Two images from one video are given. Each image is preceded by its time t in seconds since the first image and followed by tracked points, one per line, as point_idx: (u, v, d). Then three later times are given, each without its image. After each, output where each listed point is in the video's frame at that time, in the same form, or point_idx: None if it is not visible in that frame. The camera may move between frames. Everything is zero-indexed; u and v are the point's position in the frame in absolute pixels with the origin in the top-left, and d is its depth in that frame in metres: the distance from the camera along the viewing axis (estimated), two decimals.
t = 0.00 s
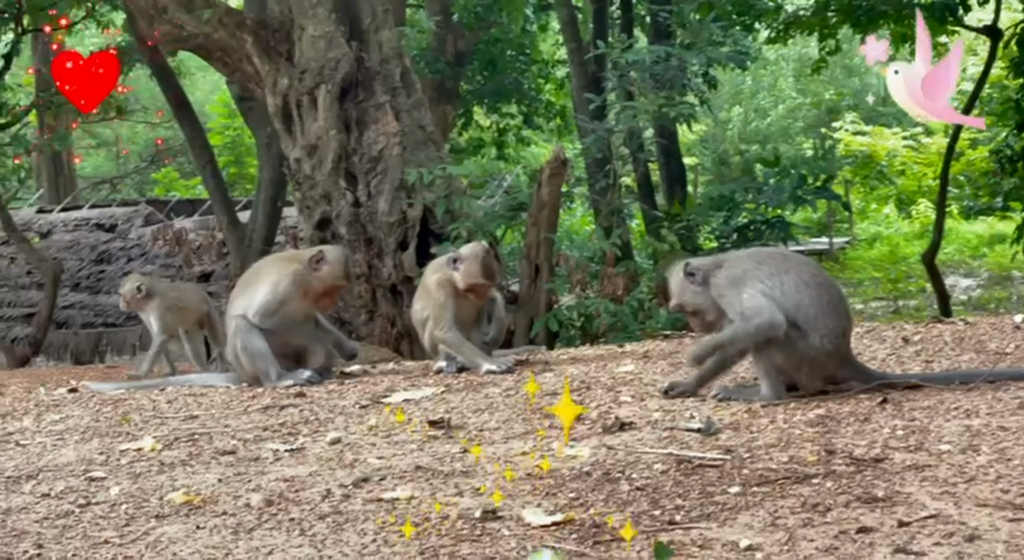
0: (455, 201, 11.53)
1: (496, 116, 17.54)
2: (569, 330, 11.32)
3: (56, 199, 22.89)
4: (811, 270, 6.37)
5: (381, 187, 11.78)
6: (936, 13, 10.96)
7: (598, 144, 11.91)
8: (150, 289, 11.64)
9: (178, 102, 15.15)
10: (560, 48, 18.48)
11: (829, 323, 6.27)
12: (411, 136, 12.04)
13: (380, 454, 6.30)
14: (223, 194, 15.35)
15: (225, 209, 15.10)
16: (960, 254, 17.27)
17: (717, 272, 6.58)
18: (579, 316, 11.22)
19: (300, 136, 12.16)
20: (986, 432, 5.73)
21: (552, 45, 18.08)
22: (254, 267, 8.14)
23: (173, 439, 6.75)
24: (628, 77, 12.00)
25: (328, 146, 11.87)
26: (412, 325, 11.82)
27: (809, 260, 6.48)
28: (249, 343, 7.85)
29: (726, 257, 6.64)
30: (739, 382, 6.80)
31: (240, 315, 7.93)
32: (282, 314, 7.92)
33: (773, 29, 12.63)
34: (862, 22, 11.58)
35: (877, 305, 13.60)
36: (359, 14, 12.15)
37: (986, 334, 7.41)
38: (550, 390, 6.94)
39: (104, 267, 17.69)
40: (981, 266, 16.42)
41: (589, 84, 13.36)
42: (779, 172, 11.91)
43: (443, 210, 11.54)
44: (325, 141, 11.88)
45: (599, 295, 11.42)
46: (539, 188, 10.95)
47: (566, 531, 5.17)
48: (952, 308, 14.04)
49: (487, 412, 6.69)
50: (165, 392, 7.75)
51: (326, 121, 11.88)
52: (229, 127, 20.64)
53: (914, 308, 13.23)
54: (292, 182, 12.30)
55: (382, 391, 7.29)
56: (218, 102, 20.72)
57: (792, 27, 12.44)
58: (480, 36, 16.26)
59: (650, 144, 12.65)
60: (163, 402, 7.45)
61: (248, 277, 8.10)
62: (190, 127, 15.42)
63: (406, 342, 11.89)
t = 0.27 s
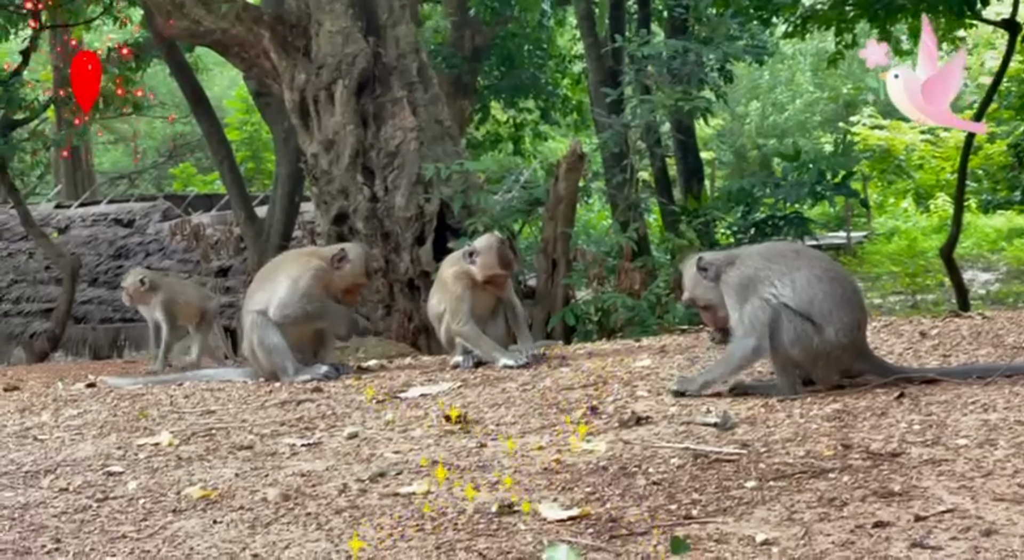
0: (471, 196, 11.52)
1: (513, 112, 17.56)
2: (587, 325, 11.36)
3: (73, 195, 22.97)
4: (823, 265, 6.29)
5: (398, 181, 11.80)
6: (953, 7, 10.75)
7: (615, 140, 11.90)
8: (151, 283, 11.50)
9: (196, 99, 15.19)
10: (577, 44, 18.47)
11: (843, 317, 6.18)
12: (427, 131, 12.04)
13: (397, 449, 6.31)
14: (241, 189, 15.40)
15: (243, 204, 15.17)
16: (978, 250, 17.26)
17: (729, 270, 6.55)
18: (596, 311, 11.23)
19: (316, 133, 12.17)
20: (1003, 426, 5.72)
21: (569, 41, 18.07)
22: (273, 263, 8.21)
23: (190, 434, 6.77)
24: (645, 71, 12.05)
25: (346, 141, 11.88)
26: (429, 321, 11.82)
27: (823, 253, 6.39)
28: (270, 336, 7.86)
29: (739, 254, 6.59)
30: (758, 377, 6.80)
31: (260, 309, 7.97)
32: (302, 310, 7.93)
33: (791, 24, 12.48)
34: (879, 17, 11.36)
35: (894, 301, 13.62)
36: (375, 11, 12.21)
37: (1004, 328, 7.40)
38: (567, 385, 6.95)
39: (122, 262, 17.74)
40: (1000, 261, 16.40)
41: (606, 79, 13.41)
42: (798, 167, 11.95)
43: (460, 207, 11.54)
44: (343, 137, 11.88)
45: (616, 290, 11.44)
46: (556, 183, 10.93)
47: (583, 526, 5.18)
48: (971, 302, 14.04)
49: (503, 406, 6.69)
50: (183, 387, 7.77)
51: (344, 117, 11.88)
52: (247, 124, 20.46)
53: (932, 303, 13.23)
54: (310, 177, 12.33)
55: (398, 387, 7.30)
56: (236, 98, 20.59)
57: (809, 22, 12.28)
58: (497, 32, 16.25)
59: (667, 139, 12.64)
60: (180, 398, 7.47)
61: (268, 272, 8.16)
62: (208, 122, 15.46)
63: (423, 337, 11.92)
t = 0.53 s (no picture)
0: (483, 189, 11.48)
1: (524, 106, 17.55)
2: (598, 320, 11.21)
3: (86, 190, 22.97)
4: (834, 259, 6.23)
5: (410, 177, 11.72)
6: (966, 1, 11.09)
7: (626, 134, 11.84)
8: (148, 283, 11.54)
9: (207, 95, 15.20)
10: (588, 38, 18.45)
11: (856, 311, 6.11)
12: (438, 126, 11.93)
13: (408, 444, 6.32)
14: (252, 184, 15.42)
15: (253, 200, 15.19)
16: (989, 244, 17.25)
17: (740, 265, 6.51)
18: (607, 305, 11.11)
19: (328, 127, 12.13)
20: (1015, 421, 5.71)
21: (580, 35, 18.06)
22: (285, 259, 8.22)
23: (202, 429, 6.78)
24: (657, 65, 11.94)
25: (356, 136, 11.82)
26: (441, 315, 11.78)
27: (834, 248, 6.33)
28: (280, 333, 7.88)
29: (749, 249, 6.55)
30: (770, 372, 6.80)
31: (272, 305, 7.98)
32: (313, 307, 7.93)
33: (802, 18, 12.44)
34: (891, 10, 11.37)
35: (905, 295, 13.64)
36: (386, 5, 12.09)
37: (1016, 323, 7.39)
38: (577, 380, 6.95)
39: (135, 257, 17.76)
40: (1012, 255, 16.39)
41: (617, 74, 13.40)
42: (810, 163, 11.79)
43: (471, 201, 11.51)
44: (354, 132, 11.82)
45: (627, 284, 11.41)
46: (567, 177, 10.87)
47: (594, 521, 5.18)
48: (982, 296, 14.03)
49: (514, 402, 6.70)
50: (193, 382, 7.78)
51: (355, 112, 11.84)
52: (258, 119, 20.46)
53: (943, 296, 13.23)
54: (321, 171, 12.31)
55: (409, 382, 7.30)
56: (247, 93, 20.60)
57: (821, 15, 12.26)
58: (508, 26, 16.21)
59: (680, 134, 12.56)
60: (191, 393, 7.48)
61: (280, 267, 8.17)
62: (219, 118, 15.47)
63: (434, 331, 11.85)
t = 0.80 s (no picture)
0: (488, 184, 11.50)
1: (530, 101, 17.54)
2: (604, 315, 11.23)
3: (92, 184, 23.00)
4: (839, 254, 6.23)
5: (415, 171, 11.71)
6: None
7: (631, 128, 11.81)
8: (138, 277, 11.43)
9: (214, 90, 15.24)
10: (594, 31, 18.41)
11: (861, 305, 6.13)
12: (444, 121, 11.91)
13: (414, 438, 6.32)
14: (258, 179, 15.45)
15: (259, 194, 15.21)
16: (995, 239, 17.24)
17: (744, 259, 6.51)
18: (613, 300, 11.12)
19: (333, 121, 12.09)
20: (1021, 415, 5.72)
21: (586, 29, 18.03)
22: (293, 254, 8.23)
23: (208, 423, 6.79)
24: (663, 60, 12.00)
25: (362, 131, 11.80)
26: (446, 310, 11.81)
27: (839, 243, 6.34)
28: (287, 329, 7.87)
29: (754, 244, 6.55)
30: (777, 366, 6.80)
31: (279, 300, 7.98)
32: (321, 303, 7.95)
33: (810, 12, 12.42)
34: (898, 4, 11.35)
35: (912, 290, 13.58)
36: None
37: (1021, 317, 7.39)
38: (583, 374, 6.96)
39: (140, 253, 17.59)
40: (1017, 250, 16.39)
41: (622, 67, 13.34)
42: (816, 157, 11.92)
43: (477, 195, 11.49)
44: (359, 127, 11.80)
45: (632, 279, 11.36)
46: (573, 171, 10.95)
47: (600, 515, 5.18)
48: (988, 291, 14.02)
49: (520, 396, 6.70)
50: (199, 377, 7.79)
51: (360, 106, 11.79)
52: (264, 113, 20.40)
53: (949, 291, 13.24)
54: (327, 165, 12.29)
55: (415, 376, 7.30)
56: (253, 88, 20.56)
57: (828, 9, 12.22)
58: (513, 20, 16.17)
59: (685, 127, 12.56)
60: (197, 387, 7.48)
61: (287, 262, 8.18)
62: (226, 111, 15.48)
63: (440, 325, 11.92)
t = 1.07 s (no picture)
0: (488, 176, 11.37)
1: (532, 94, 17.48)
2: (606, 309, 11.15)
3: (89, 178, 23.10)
4: (840, 245, 6.19)
5: (415, 164, 11.56)
6: None
7: (633, 120, 11.77)
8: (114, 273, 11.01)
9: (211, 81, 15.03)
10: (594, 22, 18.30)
11: (863, 297, 6.10)
12: (444, 113, 11.72)
13: (413, 432, 6.29)
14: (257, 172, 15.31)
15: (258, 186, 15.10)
16: (997, 231, 17.21)
17: (745, 252, 6.49)
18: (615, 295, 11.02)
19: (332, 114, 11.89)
20: None
21: (586, 20, 17.92)
22: (292, 248, 8.19)
23: (206, 418, 6.73)
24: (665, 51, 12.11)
25: (362, 124, 11.59)
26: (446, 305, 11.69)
27: (841, 234, 6.30)
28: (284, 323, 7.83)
29: (755, 237, 6.53)
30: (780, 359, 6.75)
31: (277, 294, 7.94)
32: (320, 296, 7.89)
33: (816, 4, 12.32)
34: None
35: (915, 284, 13.38)
36: None
37: None
38: (584, 367, 6.93)
39: (137, 247, 17.75)
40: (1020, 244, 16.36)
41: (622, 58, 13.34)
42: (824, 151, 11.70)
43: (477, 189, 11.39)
44: (358, 119, 11.59)
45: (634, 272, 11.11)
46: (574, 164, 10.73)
47: (600, 509, 5.14)
48: (993, 283, 13.99)
49: (520, 390, 6.67)
50: (196, 371, 7.76)
51: (360, 99, 11.55)
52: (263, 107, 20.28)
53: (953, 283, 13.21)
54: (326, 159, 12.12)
55: (415, 370, 7.26)
56: (251, 80, 20.41)
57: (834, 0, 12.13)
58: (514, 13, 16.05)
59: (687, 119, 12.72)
60: (195, 382, 7.44)
61: (286, 257, 8.14)
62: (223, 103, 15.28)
63: (440, 319, 11.89)
